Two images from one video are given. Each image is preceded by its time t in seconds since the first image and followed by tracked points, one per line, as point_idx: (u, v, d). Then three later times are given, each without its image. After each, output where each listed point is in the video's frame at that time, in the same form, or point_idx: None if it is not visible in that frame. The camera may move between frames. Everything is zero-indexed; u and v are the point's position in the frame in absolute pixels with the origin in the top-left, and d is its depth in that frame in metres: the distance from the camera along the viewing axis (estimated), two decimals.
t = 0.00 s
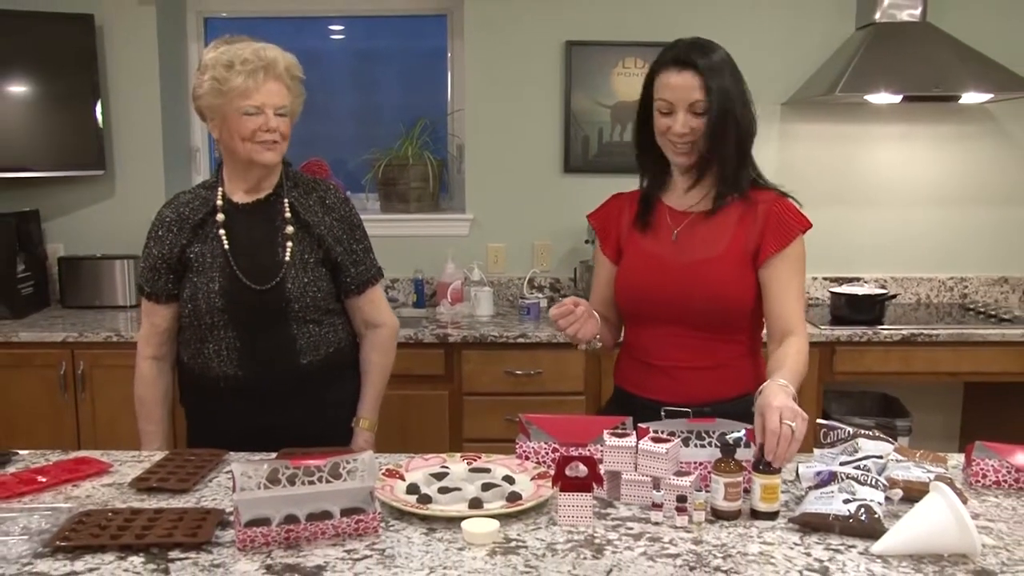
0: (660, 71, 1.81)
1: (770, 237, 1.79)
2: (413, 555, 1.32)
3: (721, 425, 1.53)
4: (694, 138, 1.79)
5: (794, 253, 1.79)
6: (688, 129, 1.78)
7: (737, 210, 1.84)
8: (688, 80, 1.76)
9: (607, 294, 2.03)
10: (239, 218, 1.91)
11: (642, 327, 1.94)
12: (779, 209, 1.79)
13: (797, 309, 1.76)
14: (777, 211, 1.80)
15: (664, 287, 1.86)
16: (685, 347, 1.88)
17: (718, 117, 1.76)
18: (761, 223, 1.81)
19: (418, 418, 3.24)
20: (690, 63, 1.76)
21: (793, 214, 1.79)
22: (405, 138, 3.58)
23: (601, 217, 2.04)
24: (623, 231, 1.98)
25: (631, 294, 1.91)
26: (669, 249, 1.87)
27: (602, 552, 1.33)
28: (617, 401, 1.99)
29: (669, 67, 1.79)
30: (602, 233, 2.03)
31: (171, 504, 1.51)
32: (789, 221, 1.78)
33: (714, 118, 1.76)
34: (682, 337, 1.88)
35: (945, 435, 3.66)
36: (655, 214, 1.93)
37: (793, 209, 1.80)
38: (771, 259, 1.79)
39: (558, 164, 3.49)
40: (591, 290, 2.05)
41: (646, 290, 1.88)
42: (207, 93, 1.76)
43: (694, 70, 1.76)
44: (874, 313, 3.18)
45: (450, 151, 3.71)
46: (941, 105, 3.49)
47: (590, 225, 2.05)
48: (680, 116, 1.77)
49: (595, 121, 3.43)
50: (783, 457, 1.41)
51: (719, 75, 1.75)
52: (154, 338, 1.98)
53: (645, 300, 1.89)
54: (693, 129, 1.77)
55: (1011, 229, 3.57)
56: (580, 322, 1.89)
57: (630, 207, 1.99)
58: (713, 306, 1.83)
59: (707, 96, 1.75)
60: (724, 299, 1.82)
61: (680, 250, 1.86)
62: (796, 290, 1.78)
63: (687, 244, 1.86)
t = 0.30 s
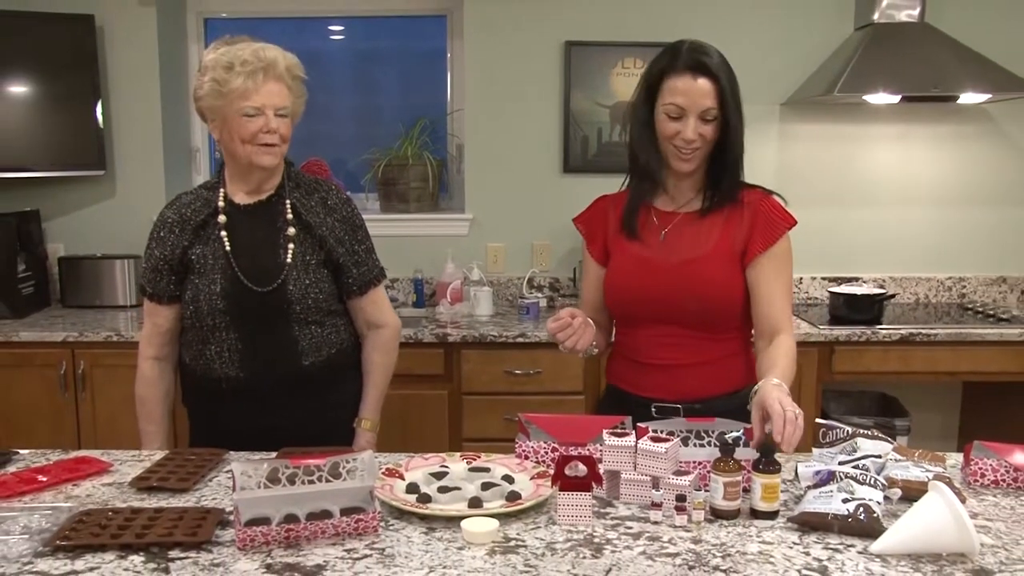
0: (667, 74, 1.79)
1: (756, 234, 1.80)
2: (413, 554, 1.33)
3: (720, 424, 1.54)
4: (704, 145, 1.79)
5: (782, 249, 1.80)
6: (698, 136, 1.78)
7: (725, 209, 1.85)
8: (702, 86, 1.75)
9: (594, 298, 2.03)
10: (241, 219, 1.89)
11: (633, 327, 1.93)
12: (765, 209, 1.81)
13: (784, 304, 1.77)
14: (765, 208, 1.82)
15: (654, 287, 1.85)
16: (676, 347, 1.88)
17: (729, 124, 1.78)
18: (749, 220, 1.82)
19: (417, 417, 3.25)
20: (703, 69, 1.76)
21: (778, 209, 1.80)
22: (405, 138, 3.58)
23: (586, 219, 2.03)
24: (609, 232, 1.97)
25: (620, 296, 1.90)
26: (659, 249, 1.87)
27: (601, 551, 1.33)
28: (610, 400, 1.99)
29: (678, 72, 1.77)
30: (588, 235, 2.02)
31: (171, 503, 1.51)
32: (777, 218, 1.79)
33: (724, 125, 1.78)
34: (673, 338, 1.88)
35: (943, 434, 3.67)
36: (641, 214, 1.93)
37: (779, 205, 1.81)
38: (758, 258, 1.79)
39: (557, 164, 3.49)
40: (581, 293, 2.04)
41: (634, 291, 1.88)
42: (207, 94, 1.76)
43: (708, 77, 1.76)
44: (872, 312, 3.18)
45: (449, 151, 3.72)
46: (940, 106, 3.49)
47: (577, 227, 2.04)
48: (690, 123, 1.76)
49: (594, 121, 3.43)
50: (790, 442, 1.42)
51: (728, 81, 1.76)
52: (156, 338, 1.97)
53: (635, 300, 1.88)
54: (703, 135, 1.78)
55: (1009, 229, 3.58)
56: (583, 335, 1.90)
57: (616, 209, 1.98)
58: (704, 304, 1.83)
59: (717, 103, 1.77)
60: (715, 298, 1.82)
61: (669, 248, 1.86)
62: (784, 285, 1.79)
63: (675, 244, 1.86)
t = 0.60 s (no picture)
0: (659, 75, 1.79)
1: (753, 238, 1.81)
2: (412, 555, 1.33)
3: (719, 424, 1.54)
4: (697, 144, 1.79)
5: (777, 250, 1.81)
6: (692, 136, 1.77)
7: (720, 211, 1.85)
8: (695, 86, 1.75)
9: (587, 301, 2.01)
10: (241, 220, 1.89)
11: (628, 329, 1.92)
12: (763, 209, 1.82)
13: (783, 304, 1.80)
14: (761, 210, 1.82)
15: (648, 288, 1.84)
16: (671, 348, 1.87)
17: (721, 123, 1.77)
18: (745, 223, 1.83)
19: (417, 418, 3.24)
20: (696, 69, 1.76)
21: (775, 211, 1.81)
22: (405, 138, 3.58)
23: (578, 220, 2.02)
24: (601, 234, 1.96)
25: (614, 298, 1.90)
26: (653, 250, 1.86)
27: (600, 551, 1.34)
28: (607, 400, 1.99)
29: (671, 72, 1.77)
30: (580, 237, 2.01)
31: (170, 503, 1.51)
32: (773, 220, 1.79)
33: (717, 124, 1.77)
34: (667, 339, 1.87)
35: (942, 434, 3.67)
36: (635, 215, 1.91)
37: (776, 208, 1.82)
38: (758, 261, 1.81)
39: (556, 164, 3.49)
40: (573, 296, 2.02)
41: (628, 292, 1.87)
42: (206, 95, 1.76)
43: (700, 76, 1.76)
44: (871, 312, 3.19)
45: (449, 151, 3.72)
46: (939, 106, 3.49)
47: (568, 229, 2.03)
48: (685, 121, 1.76)
49: (593, 121, 3.43)
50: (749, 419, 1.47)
51: (718, 78, 1.76)
52: (157, 339, 1.97)
53: (631, 302, 1.87)
54: (697, 134, 1.78)
55: (1008, 229, 3.58)
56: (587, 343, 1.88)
57: (608, 211, 1.97)
58: (699, 305, 1.82)
59: (711, 102, 1.76)
60: (711, 299, 1.81)
61: (664, 249, 1.85)
62: (783, 285, 1.81)
63: (671, 244, 1.85)
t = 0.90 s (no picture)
0: (644, 60, 1.83)
1: (754, 242, 1.81)
2: (412, 555, 1.33)
3: (719, 424, 1.54)
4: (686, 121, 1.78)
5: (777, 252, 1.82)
6: (679, 111, 1.77)
7: (721, 213, 1.85)
8: (678, 61, 1.78)
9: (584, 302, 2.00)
10: (242, 222, 1.88)
11: (628, 330, 1.91)
12: (765, 212, 1.82)
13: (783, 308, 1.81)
14: (761, 212, 1.82)
15: (648, 287, 1.84)
16: (670, 349, 1.86)
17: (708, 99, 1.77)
18: (747, 228, 1.83)
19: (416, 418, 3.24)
20: (678, 49, 1.80)
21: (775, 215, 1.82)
22: (405, 138, 3.59)
23: (578, 218, 2.02)
24: (601, 232, 1.96)
25: (613, 298, 1.89)
26: (654, 250, 1.86)
27: (600, 551, 1.34)
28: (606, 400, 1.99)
29: (654, 53, 1.81)
30: (580, 234, 2.00)
31: (170, 503, 1.51)
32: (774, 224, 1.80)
33: (703, 101, 1.77)
34: (667, 341, 1.86)
35: (941, 434, 3.67)
36: (635, 215, 1.91)
37: (778, 214, 1.82)
38: (760, 263, 1.81)
39: (556, 164, 3.49)
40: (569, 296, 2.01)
41: (627, 291, 1.86)
42: (205, 98, 1.76)
43: (682, 54, 1.79)
44: (871, 312, 3.19)
45: (448, 152, 3.72)
46: (938, 106, 3.49)
47: (568, 226, 2.02)
48: (670, 97, 1.77)
49: (592, 121, 3.43)
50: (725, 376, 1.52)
51: (701, 58, 1.79)
52: (157, 342, 1.97)
53: (630, 302, 1.86)
54: (685, 111, 1.77)
55: (1008, 229, 3.58)
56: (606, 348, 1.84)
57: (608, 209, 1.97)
58: (699, 305, 1.82)
59: (696, 79, 1.77)
60: (711, 300, 1.81)
61: (664, 250, 1.85)
62: (782, 287, 1.82)
63: (671, 245, 1.85)
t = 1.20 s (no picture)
0: (642, 57, 1.83)
1: (755, 242, 1.81)
2: (412, 555, 1.33)
3: (718, 424, 1.54)
4: (685, 117, 1.78)
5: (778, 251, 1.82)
6: (678, 108, 1.77)
7: (721, 212, 1.85)
8: (677, 58, 1.78)
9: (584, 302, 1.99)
10: (257, 225, 1.84)
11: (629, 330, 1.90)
12: (765, 212, 1.82)
13: (782, 308, 1.82)
14: (762, 212, 1.82)
15: (649, 287, 1.84)
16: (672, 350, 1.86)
17: (706, 95, 1.77)
18: (748, 227, 1.82)
19: (416, 418, 3.24)
20: (676, 45, 1.79)
21: (776, 215, 1.82)
22: (405, 138, 3.59)
23: (577, 217, 2.01)
24: (601, 232, 1.95)
25: (613, 298, 1.89)
26: (655, 250, 1.86)
27: (600, 551, 1.34)
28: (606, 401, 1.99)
29: (652, 50, 1.81)
30: (579, 234, 1.99)
31: (169, 503, 1.51)
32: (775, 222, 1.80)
33: (702, 98, 1.77)
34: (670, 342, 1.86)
35: (941, 434, 3.67)
36: (636, 215, 1.90)
37: (778, 212, 1.82)
38: (760, 263, 1.81)
39: (556, 164, 3.49)
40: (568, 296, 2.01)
41: (629, 291, 1.86)
42: (217, 100, 1.73)
43: (680, 51, 1.79)
44: (871, 312, 3.19)
45: (448, 152, 3.72)
46: (938, 106, 3.49)
47: (567, 226, 2.01)
48: (669, 93, 1.77)
49: (592, 121, 3.43)
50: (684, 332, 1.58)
51: (698, 54, 1.79)
52: (167, 347, 1.92)
53: (631, 302, 1.86)
54: (683, 105, 1.77)
55: (1007, 229, 3.58)
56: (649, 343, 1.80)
57: (608, 209, 1.96)
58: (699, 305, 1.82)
59: (693, 75, 1.77)
60: (710, 299, 1.82)
61: (665, 250, 1.85)
62: (782, 287, 1.83)
63: (672, 245, 1.85)
